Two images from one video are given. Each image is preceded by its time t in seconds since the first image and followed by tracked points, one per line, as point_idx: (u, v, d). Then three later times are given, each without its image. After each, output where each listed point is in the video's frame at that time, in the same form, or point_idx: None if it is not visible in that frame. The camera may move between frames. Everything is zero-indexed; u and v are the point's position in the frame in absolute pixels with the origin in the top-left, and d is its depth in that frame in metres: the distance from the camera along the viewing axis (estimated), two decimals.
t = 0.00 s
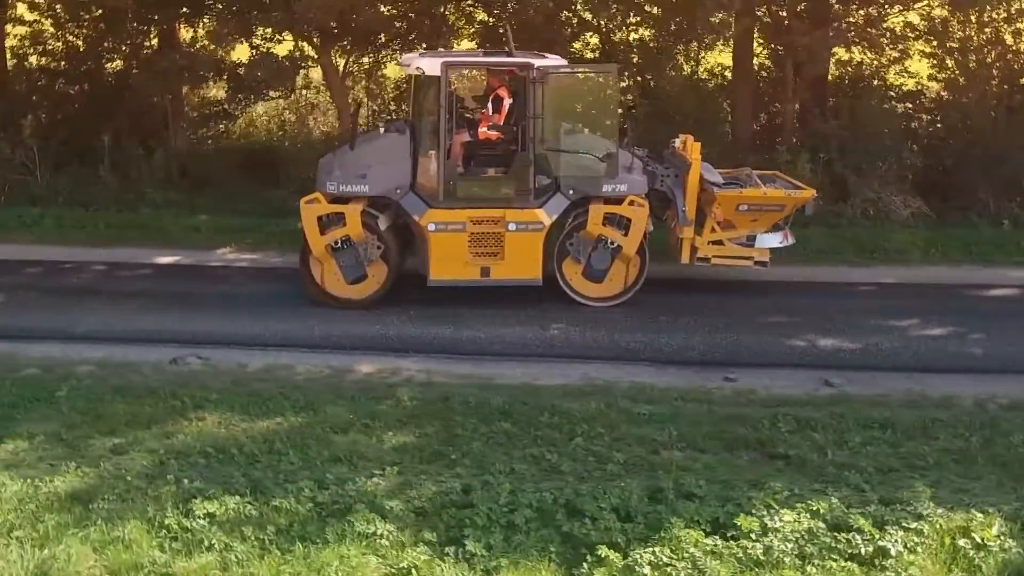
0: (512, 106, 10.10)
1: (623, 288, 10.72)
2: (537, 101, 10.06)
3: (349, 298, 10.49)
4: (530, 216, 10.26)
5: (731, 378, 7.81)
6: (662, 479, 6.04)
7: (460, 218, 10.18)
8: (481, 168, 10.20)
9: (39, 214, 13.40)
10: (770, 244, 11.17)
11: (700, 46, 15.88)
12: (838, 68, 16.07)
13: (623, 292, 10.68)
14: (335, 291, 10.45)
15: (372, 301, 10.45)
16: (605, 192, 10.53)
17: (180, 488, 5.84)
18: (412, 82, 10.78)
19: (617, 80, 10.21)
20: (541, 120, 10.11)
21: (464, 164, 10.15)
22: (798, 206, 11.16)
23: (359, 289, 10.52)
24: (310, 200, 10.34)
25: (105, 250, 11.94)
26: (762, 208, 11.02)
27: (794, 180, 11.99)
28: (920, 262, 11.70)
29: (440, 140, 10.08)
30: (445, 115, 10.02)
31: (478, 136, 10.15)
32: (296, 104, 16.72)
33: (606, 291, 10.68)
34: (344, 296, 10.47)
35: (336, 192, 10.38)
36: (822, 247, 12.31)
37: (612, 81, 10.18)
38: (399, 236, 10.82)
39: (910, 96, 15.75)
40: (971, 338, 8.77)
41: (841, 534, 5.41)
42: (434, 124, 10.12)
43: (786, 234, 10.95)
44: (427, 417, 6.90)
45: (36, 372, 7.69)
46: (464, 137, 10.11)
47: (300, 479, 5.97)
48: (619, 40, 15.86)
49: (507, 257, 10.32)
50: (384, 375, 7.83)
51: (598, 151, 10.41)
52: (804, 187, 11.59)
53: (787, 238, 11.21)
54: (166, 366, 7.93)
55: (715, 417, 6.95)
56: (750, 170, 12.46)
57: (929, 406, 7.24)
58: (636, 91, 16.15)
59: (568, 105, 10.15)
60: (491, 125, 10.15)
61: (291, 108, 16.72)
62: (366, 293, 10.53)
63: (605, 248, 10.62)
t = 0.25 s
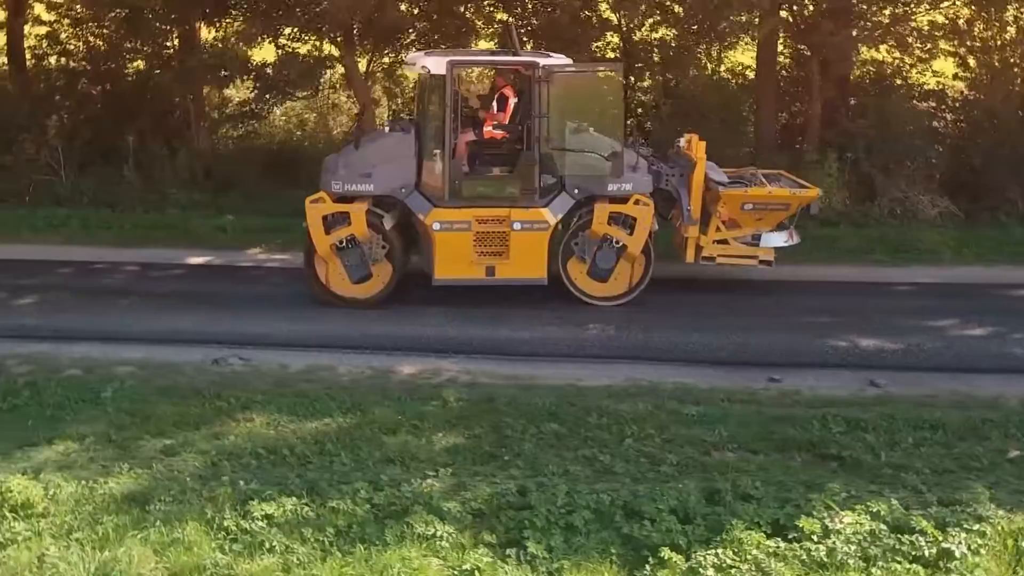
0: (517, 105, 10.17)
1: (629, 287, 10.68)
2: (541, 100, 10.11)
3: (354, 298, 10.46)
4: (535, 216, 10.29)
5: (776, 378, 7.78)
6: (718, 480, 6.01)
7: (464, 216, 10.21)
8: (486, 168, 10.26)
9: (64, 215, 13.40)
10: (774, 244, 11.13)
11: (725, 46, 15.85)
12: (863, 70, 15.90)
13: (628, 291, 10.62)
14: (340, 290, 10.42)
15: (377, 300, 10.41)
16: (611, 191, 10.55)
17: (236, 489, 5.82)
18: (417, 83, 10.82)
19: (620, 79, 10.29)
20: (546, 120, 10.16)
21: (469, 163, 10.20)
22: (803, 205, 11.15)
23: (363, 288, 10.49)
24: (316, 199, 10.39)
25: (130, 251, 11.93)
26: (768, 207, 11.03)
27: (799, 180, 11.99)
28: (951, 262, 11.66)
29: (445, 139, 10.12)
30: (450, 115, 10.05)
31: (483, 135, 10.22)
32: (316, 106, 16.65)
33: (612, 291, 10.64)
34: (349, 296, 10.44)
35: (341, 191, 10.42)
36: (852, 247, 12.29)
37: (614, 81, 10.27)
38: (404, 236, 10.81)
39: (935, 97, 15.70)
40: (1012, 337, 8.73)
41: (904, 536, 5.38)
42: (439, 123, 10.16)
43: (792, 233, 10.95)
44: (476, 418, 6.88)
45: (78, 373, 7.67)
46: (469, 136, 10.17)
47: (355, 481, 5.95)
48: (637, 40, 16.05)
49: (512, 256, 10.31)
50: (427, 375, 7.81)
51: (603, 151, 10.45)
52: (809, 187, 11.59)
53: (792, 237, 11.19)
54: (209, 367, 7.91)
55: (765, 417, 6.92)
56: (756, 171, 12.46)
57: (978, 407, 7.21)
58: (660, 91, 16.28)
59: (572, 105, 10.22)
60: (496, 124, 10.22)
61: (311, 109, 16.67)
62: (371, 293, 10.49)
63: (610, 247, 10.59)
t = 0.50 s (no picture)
0: (518, 104, 10.12)
1: (629, 286, 10.65)
2: (542, 99, 10.06)
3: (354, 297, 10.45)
4: (535, 215, 10.25)
5: (816, 379, 7.76)
6: (766, 481, 5.99)
7: (465, 215, 10.18)
8: (486, 167, 10.22)
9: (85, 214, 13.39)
10: (774, 243, 11.10)
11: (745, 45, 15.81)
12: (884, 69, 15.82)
13: (628, 291, 10.61)
14: (340, 290, 10.42)
15: (377, 300, 10.40)
16: (611, 190, 10.49)
17: (284, 490, 5.81)
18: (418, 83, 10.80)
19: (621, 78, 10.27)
20: (546, 118, 10.12)
21: (469, 162, 10.15)
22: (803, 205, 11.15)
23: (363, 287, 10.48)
24: (316, 198, 10.34)
25: (150, 251, 11.91)
26: (768, 206, 11.02)
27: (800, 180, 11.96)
28: (977, 262, 11.63)
29: (445, 137, 10.08)
30: (450, 113, 10.01)
31: (483, 134, 10.17)
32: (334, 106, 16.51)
33: (612, 290, 10.62)
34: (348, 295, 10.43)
35: (340, 190, 10.37)
36: (879, 247, 12.25)
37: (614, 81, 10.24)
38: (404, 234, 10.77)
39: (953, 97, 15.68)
40: None
41: (958, 538, 5.35)
42: (439, 122, 10.12)
43: (792, 232, 10.93)
44: (518, 419, 6.86)
45: (114, 373, 7.65)
46: (469, 135, 10.13)
47: (403, 482, 5.94)
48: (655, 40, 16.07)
49: (512, 255, 10.27)
50: (465, 376, 7.79)
51: (603, 150, 10.40)
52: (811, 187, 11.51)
53: (792, 237, 11.15)
54: (245, 367, 7.90)
55: (808, 418, 6.89)
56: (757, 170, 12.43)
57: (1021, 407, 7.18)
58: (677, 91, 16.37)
59: (572, 103, 10.19)
60: (496, 123, 10.17)
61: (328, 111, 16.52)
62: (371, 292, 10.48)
63: (610, 246, 10.56)
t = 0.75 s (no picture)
0: (517, 103, 10.12)
1: (630, 285, 10.62)
2: (541, 98, 10.07)
3: (354, 297, 10.42)
4: (535, 215, 10.23)
5: (853, 380, 7.73)
6: (814, 483, 5.96)
7: (464, 215, 10.16)
8: (485, 167, 10.22)
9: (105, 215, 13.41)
10: (774, 242, 11.08)
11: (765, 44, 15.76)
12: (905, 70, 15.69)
13: (628, 290, 10.57)
14: (339, 290, 10.40)
15: (377, 299, 10.38)
16: (611, 190, 10.50)
17: (330, 492, 5.80)
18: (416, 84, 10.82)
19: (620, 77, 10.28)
20: (546, 118, 10.13)
21: (469, 161, 10.16)
22: (803, 205, 11.15)
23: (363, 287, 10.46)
24: (315, 197, 10.33)
25: (169, 252, 11.92)
26: (767, 206, 11.03)
27: (799, 180, 11.97)
28: (1003, 262, 11.59)
29: (444, 137, 10.09)
30: (450, 112, 10.01)
31: (483, 134, 10.17)
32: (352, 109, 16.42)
33: (612, 289, 10.58)
34: (348, 295, 10.41)
35: (340, 190, 10.37)
36: (907, 247, 12.22)
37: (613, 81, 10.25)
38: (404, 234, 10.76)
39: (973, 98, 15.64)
40: None
41: (1012, 540, 5.32)
42: (438, 121, 10.12)
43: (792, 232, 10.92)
44: (559, 420, 6.85)
45: (151, 375, 7.64)
46: (469, 134, 10.13)
47: (449, 484, 5.93)
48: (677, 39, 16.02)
49: (512, 254, 10.24)
50: (501, 377, 7.77)
51: (602, 150, 10.41)
52: (810, 186, 11.52)
53: (792, 237, 11.13)
54: (281, 368, 7.90)
55: (851, 420, 6.87)
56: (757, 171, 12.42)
57: None
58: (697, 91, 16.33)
59: (571, 103, 10.19)
60: (496, 122, 10.17)
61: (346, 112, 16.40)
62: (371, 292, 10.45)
63: (610, 246, 10.54)
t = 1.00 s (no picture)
0: (517, 104, 10.11)
1: (630, 285, 10.66)
2: (542, 98, 10.08)
3: (354, 297, 10.42)
4: (535, 215, 10.26)
5: (893, 381, 7.72)
6: (864, 485, 5.94)
7: (464, 215, 10.17)
8: (486, 167, 10.21)
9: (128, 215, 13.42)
10: (774, 242, 11.18)
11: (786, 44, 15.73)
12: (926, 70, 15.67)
13: (629, 290, 10.59)
14: (339, 290, 10.39)
15: (377, 299, 10.38)
16: (612, 190, 10.51)
17: (380, 494, 5.78)
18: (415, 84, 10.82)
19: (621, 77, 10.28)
20: (546, 118, 10.13)
21: (469, 162, 10.16)
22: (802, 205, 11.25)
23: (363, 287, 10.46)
24: (316, 197, 10.31)
25: (191, 253, 11.94)
26: (767, 206, 11.10)
27: (799, 180, 12.06)
28: None
29: (444, 137, 10.08)
30: (450, 113, 10.00)
31: (483, 134, 10.16)
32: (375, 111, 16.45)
33: (613, 289, 10.62)
34: (348, 295, 10.40)
35: (340, 190, 10.35)
36: (932, 248, 12.19)
37: (613, 81, 10.26)
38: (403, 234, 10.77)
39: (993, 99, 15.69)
40: None
41: None
42: (438, 121, 10.11)
43: (792, 233, 11.02)
44: (603, 420, 6.83)
45: (189, 376, 7.64)
46: (469, 134, 10.12)
47: (498, 486, 5.91)
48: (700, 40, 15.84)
49: (512, 254, 10.27)
50: (539, 379, 7.74)
51: (602, 150, 10.42)
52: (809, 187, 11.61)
53: (792, 237, 11.23)
54: (319, 370, 7.88)
55: (896, 421, 6.86)
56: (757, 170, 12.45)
57: None
58: (719, 92, 16.18)
59: (571, 103, 10.19)
60: (496, 122, 10.15)
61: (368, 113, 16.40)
62: (371, 292, 10.46)
63: (611, 246, 10.57)
